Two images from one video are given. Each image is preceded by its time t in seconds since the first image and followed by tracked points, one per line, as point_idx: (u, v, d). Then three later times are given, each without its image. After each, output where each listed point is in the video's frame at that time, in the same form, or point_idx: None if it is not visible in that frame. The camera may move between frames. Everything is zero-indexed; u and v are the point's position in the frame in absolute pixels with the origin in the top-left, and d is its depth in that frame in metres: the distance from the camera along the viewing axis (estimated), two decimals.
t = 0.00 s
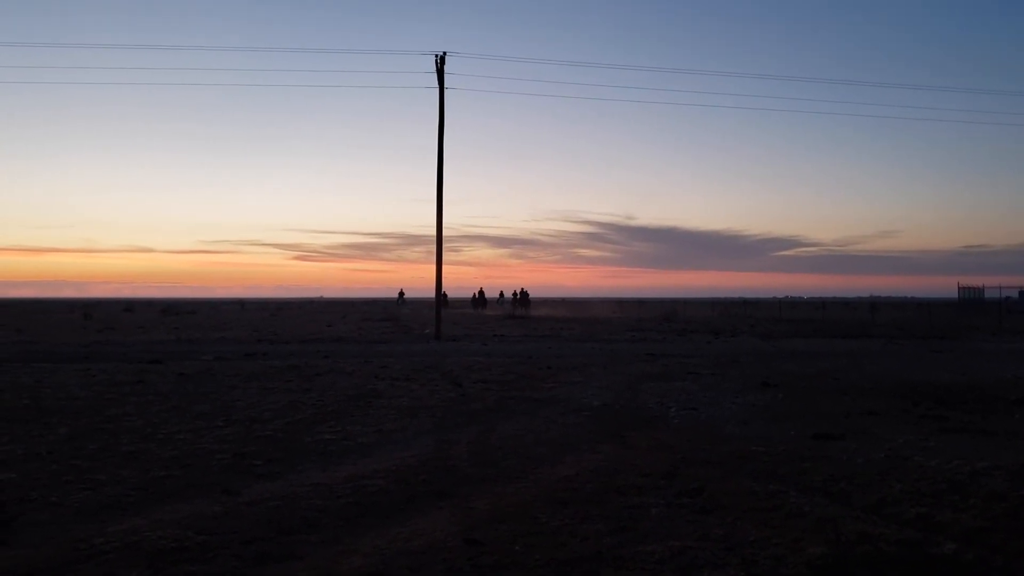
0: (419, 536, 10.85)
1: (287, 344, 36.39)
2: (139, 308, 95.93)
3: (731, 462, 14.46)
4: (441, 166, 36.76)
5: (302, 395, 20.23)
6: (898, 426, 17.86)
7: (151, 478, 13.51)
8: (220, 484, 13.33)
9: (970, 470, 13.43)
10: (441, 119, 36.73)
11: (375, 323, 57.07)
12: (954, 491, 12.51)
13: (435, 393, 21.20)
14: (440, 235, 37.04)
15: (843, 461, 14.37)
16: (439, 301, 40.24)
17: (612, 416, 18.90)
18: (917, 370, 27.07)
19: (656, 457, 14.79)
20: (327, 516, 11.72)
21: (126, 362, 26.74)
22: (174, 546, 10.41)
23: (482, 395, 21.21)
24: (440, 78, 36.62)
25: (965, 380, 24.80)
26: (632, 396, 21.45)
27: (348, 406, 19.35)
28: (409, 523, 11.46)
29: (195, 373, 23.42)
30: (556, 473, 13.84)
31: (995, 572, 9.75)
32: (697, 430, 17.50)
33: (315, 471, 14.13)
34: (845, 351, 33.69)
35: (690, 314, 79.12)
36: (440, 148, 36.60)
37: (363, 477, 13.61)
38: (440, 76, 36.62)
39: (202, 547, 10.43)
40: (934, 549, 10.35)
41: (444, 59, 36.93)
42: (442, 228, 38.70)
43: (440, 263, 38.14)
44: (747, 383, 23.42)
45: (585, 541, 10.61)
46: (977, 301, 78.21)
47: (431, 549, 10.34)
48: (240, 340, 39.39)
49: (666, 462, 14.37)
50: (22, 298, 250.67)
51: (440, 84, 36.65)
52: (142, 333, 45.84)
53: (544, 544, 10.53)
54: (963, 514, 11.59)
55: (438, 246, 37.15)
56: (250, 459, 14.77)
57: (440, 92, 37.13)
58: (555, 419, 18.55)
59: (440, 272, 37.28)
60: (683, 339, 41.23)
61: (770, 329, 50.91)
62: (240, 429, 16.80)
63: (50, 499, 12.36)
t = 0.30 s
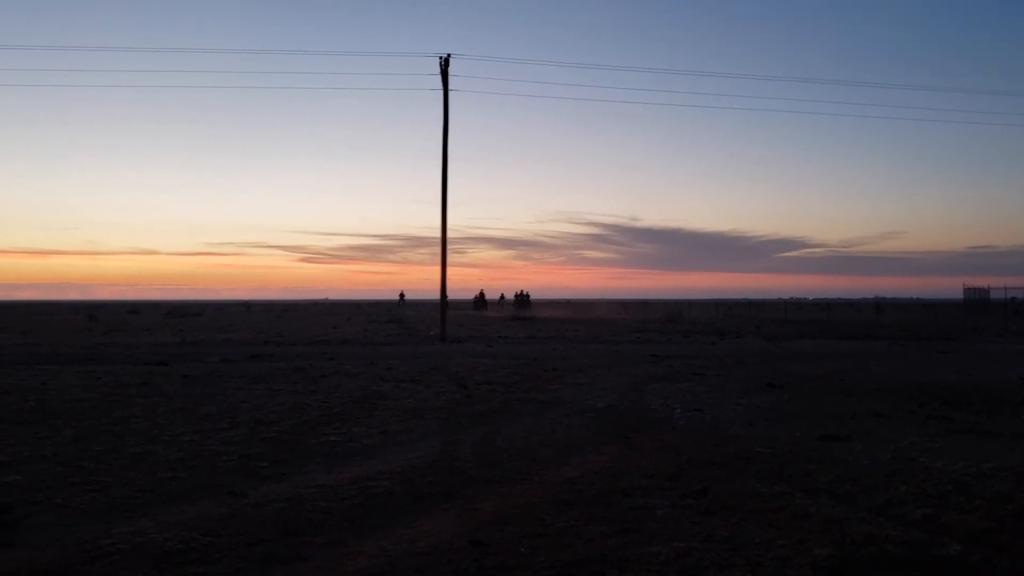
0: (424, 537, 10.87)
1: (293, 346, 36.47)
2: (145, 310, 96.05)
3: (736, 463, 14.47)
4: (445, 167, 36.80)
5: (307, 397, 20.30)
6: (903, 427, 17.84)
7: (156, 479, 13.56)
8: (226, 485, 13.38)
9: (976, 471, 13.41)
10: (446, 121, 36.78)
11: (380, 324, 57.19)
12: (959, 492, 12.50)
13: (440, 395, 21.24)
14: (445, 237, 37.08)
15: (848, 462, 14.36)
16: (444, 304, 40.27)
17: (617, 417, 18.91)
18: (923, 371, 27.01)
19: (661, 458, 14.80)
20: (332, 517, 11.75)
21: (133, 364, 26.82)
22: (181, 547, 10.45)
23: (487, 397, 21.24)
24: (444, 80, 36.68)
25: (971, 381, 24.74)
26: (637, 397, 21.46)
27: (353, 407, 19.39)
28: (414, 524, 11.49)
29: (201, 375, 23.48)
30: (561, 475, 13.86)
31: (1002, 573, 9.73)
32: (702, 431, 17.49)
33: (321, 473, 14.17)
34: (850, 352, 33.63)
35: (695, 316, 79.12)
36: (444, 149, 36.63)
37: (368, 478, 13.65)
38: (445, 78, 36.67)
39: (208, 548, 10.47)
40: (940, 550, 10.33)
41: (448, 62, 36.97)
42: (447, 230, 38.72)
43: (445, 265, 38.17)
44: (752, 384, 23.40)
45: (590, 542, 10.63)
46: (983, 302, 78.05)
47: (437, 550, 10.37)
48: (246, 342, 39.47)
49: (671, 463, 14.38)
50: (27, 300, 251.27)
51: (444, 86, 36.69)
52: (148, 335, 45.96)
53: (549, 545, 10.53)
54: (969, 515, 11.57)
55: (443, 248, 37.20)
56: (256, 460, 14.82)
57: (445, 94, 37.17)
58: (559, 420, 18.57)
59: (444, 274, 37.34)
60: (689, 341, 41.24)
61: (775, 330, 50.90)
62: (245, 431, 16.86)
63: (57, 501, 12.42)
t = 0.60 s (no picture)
0: (423, 537, 10.85)
1: (292, 346, 36.43)
2: (144, 310, 95.74)
3: (735, 462, 14.45)
4: (445, 167, 36.74)
5: (306, 397, 20.27)
6: (903, 426, 17.82)
7: (155, 480, 13.54)
8: (225, 486, 13.36)
9: (976, 471, 13.39)
10: (445, 121, 36.72)
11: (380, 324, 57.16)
12: (959, 491, 12.48)
13: (439, 395, 21.22)
14: (444, 237, 37.03)
15: (847, 462, 14.33)
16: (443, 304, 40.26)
17: (617, 417, 18.89)
18: (923, 370, 26.98)
19: (660, 458, 14.78)
20: (331, 518, 11.72)
21: (131, 365, 26.78)
22: (180, 548, 10.43)
23: (486, 397, 21.21)
24: (443, 79, 36.62)
25: (970, 380, 24.72)
26: (637, 397, 21.44)
27: (353, 407, 19.37)
28: (413, 524, 11.47)
29: (200, 375, 23.46)
30: (560, 475, 13.83)
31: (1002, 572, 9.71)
32: (702, 431, 17.47)
33: (319, 473, 14.14)
34: (850, 351, 33.62)
35: (694, 315, 79.08)
36: (443, 148, 36.58)
37: (367, 479, 13.62)
38: (444, 77, 36.62)
39: (206, 549, 10.44)
40: (940, 550, 10.32)
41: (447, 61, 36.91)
42: (446, 230, 38.67)
43: (444, 264, 38.14)
44: (752, 383, 23.39)
45: (590, 543, 10.61)
46: (982, 300, 78.02)
47: (436, 550, 10.35)
48: (245, 342, 39.42)
49: (671, 463, 14.35)
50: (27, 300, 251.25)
51: (443, 85, 36.63)
52: (147, 335, 45.88)
53: (548, 545, 10.51)
54: (969, 514, 11.55)
55: (442, 247, 37.16)
56: (255, 461, 14.79)
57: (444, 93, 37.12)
58: (558, 420, 18.55)
59: (444, 274, 37.31)
60: (689, 340, 41.25)
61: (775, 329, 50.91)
62: (244, 431, 16.83)
63: (56, 502, 12.40)
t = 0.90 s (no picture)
0: (428, 536, 10.87)
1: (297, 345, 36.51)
2: (149, 310, 95.91)
3: (740, 461, 14.45)
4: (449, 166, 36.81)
5: (311, 396, 20.31)
6: (907, 425, 17.81)
7: (161, 479, 13.58)
8: (230, 485, 13.40)
9: (981, 470, 13.38)
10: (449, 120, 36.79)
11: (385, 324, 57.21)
12: (964, 490, 12.47)
13: (444, 394, 21.25)
14: (448, 236, 37.08)
15: (853, 461, 14.33)
16: (447, 303, 40.30)
17: (621, 416, 18.90)
18: (928, 369, 26.94)
19: (665, 457, 14.79)
20: (336, 517, 11.75)
21: (137, 364, 26.86)
22: (186, 547, 10.46)
23: (490, 396, 21.24)
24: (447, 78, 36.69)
25: (975, 379, 24.68)
26: (641, 396, 21.44)
27: (357, 407, 19.40)
28: (418, 524, 11.49)
29: (205, 374, 23.52)
30: (565, 474, 13.84)
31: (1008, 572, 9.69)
32: (706, 430, 17.47)
33: (324, 472, 14.17)
34: (854, 351, 33.60)
35: (699, 314, 79.04)
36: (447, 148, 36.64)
37: (372, 478, 13.65)
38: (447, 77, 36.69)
39: (212, 548, 10.48)
40: (945, 549, 10.31)
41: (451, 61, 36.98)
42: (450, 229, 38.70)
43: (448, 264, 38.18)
44: (756, 382, 23.39)
45: (594, 542, 10.61)
46: (988, 300, 77.82)
47: (442, 549, 10.37)
48: (250, 341, 39.48)
49: (675, 462, 14.36)
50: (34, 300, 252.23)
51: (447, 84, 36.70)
52: (152, 334, 46.03)
53: (553, 544, 10.52)
54: (974, 513, 11.53)
55: (447, 247, 37.21)
56: (260, 460, 14.83)
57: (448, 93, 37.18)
58: (563, 419, 18.57)
59: (448, 273, 37.35)
60: (693, 339, 41.24)
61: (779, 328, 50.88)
62: (249, 430, 16.87)
63: (62, 501, 12.44)
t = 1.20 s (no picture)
0: (432, 536, 10.86)
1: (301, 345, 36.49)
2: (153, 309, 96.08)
3: (744, 461, 14.42)
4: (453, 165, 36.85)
5: (315, 396, 20.31)
6: (912, 425, 17.76)
7: (165, 479, 13.59)
8: (235, 484, 13.41)
9: (986, 470, 13.34)
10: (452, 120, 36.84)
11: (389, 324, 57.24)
12: (970, 490, 12.43)
13: (448, 394, 21.24)
14: (452, 236, 37.11)
15: (857, 461, 14.29)
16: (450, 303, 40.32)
17: (625, 416, 18.89)
18: (932, 369, 26.88)
19: (669, 457, 14.77)
20: (340, 516, 11.75)
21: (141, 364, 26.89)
22: (190, 547, 10.47)
23: (494, 396, 21.23)
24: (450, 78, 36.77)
25: (980, 379, 24.61)
26: (645, 395, 21.42)
27: (361, 406, 19.40)
28: (422, 523, 11.48)
29: (209, 374, 23.54)
30: (569, 473, 13.83)
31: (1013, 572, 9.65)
32: (711, 430, 17.45)
33: (328, 472, 14.18)
34: (859, 350, 33.54)
35: (702, 314, 79.06)
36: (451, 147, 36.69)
37: (376, 477, 13.64)
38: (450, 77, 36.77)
39: (216, 547, 10.48)
40: (950, 550, 10.27)
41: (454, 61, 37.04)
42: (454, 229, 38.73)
43: (452, 264, 38.21)
44: (760, 382, 23.37)
45: (599, 542, 10.60)
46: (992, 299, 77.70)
47: (446, 549, 10.37)
48: (253, 341, 39.47)
49: (679, 462, 14.34)
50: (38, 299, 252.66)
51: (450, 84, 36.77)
52: (157, 334, 46.11)
53: (557, 544, 10.51)
54: (979, 513, 11.50)
55: (450, 246, 37.24)
56: (264, 460, 14.84)
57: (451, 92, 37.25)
58: (567, 419, 18.55)
59: (451, 272, 37.37)
60: (697, 339, 41.22)
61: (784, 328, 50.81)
62: (253, 430, 16.88)
63: (66, 501, 12.45)
